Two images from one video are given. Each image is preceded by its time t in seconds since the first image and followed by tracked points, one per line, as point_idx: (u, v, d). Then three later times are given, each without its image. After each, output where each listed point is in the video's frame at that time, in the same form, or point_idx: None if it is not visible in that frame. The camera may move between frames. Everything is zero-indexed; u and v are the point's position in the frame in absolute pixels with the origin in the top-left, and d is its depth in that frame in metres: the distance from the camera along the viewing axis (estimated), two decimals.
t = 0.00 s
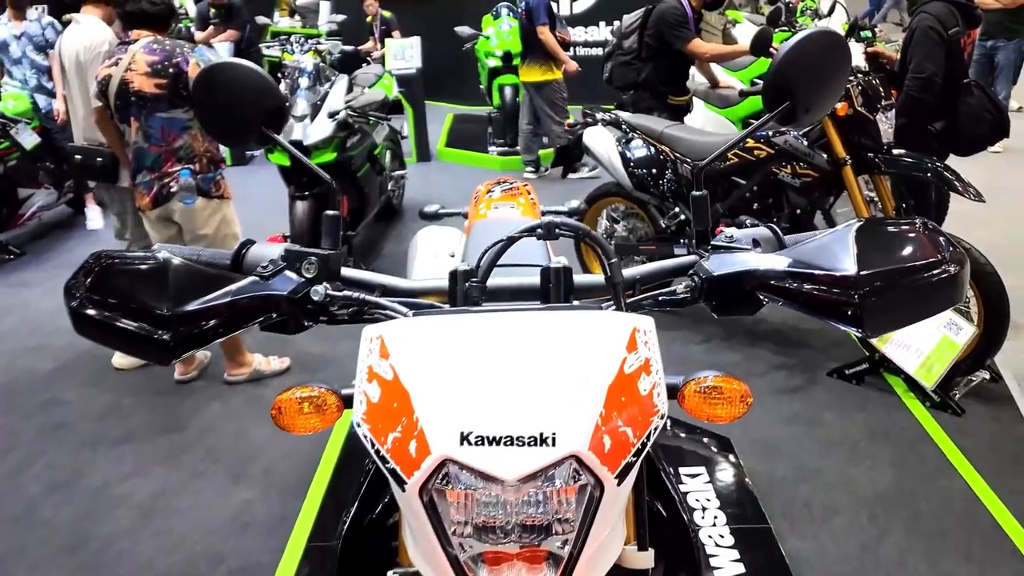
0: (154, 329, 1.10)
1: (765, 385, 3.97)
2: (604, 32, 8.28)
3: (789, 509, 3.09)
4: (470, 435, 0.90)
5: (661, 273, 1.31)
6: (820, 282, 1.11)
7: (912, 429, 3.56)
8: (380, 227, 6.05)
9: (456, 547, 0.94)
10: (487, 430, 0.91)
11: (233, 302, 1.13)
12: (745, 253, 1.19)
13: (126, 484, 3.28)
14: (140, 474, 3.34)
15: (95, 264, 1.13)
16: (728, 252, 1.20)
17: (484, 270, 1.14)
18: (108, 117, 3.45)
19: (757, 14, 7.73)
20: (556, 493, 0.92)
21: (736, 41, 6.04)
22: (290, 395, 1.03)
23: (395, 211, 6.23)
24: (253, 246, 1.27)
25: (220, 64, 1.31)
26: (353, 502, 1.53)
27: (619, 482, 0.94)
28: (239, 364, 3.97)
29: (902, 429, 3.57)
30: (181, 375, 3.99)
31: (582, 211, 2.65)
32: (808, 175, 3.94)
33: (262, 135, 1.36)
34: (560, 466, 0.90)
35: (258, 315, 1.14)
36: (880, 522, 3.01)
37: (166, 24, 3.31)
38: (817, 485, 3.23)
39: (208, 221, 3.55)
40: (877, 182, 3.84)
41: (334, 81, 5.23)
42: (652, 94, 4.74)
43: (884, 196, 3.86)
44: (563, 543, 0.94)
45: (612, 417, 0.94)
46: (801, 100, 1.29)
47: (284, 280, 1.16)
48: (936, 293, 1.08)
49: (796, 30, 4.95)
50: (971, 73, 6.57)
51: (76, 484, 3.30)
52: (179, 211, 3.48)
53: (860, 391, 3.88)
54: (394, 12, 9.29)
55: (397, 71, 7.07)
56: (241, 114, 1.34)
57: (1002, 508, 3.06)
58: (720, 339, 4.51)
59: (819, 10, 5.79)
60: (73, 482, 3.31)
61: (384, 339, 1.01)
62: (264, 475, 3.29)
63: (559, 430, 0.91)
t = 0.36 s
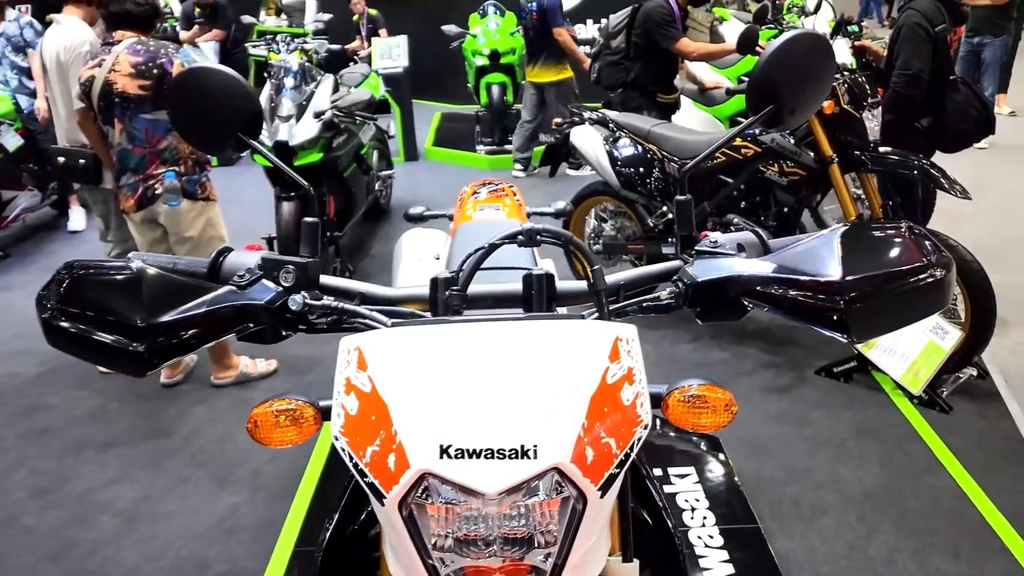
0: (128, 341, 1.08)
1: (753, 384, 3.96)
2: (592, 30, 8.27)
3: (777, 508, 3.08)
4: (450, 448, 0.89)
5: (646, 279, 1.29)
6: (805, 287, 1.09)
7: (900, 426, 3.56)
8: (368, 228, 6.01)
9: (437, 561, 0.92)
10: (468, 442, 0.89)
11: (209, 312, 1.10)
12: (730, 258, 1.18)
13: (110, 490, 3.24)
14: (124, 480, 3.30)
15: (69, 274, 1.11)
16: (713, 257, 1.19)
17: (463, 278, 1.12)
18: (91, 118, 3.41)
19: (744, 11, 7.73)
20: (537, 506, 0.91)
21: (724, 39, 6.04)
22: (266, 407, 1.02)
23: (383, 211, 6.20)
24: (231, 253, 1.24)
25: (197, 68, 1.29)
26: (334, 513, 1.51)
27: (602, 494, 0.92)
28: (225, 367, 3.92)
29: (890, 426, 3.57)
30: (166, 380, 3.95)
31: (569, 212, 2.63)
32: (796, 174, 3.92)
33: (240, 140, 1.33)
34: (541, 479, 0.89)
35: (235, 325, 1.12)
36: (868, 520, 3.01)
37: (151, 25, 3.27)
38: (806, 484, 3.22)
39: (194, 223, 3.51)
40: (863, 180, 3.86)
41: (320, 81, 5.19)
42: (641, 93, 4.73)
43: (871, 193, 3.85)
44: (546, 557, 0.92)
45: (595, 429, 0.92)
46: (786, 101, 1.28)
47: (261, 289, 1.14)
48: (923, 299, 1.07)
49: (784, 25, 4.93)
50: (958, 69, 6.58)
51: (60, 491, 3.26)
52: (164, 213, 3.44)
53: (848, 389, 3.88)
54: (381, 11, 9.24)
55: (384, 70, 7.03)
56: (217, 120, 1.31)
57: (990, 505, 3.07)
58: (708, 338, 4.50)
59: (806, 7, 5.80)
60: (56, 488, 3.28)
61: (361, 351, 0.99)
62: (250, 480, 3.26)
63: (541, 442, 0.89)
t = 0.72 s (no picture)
0: (113, 342, 1.06)
1: (744, 379, 3.96)
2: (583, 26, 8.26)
3: (769, 503, 3.08)
4: (437, 448, 0.88)
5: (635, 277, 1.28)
6: (795, 284, 1.09)
7: (891, 421, 3.56)
8: (359, 224, 5.99)
9: (424, 562, 0.91)
10: (454, 443, 0.88)
11: (194, 310, 1.09)
12: (720, 255, 1.16)
13: (98, 490, 3.22)
14: (113, 479, 3.28)
15: (51, 273, 1.09)
16: (704, 253, 1.18)
17: (451, 276, 1.11)
18: (79, 115, 3.38)
19: (736, 6, 7.74)
20: (525, 507, 0.90)
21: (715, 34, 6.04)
22: (251, 407, 1.00)
23: (374, 207, 6.18)
24: (215, 252, 1.23)
25: (181, 64, 1.27)
26: (321, 511, 1.50)
27: (590, 494, 0.91)
28: (215, 365, 3.91)
29: (880, 420, 3.57)
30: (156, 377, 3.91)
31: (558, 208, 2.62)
32: (787, 169, 3.91)
33: (224, 137, 1.32)
34: (529, 480, 0.88)
35: (219, 325, 1.10)
36: (859, 515, 3.01)
37: (141, 20, 3.24)
38: (797, 479, 3.22)
39: (183, 220, 3.49)
40: (855, 175, 3.85)
41: (310, 76, 5.17)
42: (634, 89, 4.71)
43: (862, 188, 3.83)
44: (534, 557, 0.91)
45: (583, 428, 0.91)
46: (776, 98, 1.27)
47: (246, 288, 1.12)
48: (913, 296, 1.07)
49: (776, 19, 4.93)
50: (949, 64, 6.59)
51: (47, 490, 3.24)
52: (153, 210, 3.42)
53: (839, 384, 3.88)
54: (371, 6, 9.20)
55: (374, 66, 7.00)
56: (202, 116, 1.30)
57: (980, 498, 3.07)
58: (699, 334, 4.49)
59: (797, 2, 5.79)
60: (43, 488, 3.25)
61: (346, 350, 0.97)
62: (240, 478, 3.24)
63: (528, 442, 0.88)
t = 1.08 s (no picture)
0: (106, 338, 1.05)
1: (740, 373, 3.96)
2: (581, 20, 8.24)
3: (764, 497, 3.09)
4: (431, 445, 0.87)
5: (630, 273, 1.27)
6: (791, 281, 1.08)
7: (886, 415, 3.57)
8: (356, 217, 5.98)
9: (418, 558, 0.90)
10: (449, 439, 0.87)
11: (187, 306, 1.09)
12: (717, 250, 1.16)
13: (94, 484, 3.22)
14: (109, 472, 3.28)
15: (43, 268, 1.08)
16: (700, 248, 1.17)
17: (446, 272, 1.10)
18: (74, 107, 3.36)
19: None
20: (520, 504, 0.89)
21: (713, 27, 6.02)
22: (244, 404, 1.00)
23: (371, 200, 6.16)
24: (209, 247, 1.22)
25: (175, 57, 1.26)
26: (315, 507, 1.50)
27: (585, 491, 0.91)
28: (212, 359, 3.91)
29: (876, 415, 3.57)
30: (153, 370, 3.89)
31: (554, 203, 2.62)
32: (785, 164, 3.91)
33: (217, 131, 1.31)
34: (523, 477, 0.88)
35: (213, 320, 1.10)
36: (854, 509, 3.02)
37: (136, 12, 3.23)
38: (793, 473, 3.22)
39: (179, 213, 3.48)
40: (852, 170, 3.86)
41: (307, 69, 5.14)
42: (633, 84, 4.70)
43: (859, 183, 3.86)
44: (528, 554, 0.91)
45: (578, 425, 0.91)
46: (773, 93, 1.26)
47: (239, 283, 1.12)
48: (909, 293, 1.07)
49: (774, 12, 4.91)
50: (947, 59, 6.58)
51: (43, 483, 3.23)
52: (148, 203, 3.41)
53: (835, 379, 3.88)
54: None
55: (371, 59, 6.98)
56: (196, 110, 1.29)
57: (975, 493, 3.08)
58: (696, 329, 4.49)
59: None
60: (40, 481, 3.25)
61: (341, 346, 0.96)
62: (236, 471, 3.24)
63: (523, 439, 0.88)
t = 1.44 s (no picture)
0: (108, 327, 1.05)
1: (741, 363, 3.96)
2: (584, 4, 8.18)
3: (763, 487, 3.10)
4: (436, 440, 0.87)
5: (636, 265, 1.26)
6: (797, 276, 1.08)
7: (885, 406, 3.57)
8: (357, 202, 5.96)
9: (421, 552, 0.90)
10: (454, 434, 0.87)
11: (190, 295, 1.08)
12: (724, 245, 1.15)
13: (95, 467, 3.23)
14: (110, 457, 3.28)
15: (45, 254, 1.08)
16: (707, 241, 1.16)
17: (450, 264, 1.09)
18: (74, 88, 3.34)
19: None
20: (525, 499, 0.89)
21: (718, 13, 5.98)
22: (247, 396, 0.99)
23: (372, 184, 6.14)
24: (212, 235, 1.22)
25: (178, 42, 1.25)
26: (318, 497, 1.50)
27: (589, 486, 0.91)
28: (211, 343, 3.92)
29: (875, 406, 3.58)
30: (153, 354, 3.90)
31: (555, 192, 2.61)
32: (789, 153, 3.90)
33: (220, 117, 1.30)
34: (528, 472, 0.87)
35: (217, 309, 1.09)
36: (853, 500, 3.03)
37: None
38: (792, 463, 3.23)
39: (181, 196, 3.47)
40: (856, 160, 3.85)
41: (309, 51, 5.08)
42: (637, 70, 4.68)
43: (862, 172, 3.88)
44: (531, 549, 0.91)
45: (583, 421, 0.91)
46: (781, 86, 1.25)
47: (243, 273, 1.11)
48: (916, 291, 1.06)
49: None
50: (954, 47, 6.52)
51: (44, 467, 3.24)
52: (150, 185, 3.39)
53: (835, 369, 3.88)
54: None
55: (373, 41, 6.93)
56: (199, 96, 1.28)
57: (974, 485, 3.09)
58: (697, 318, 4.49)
59: None
60: (41, 464, 3.25)
61: (344, 339, 0.96)
62: (237, 456, 3.25)
63: (528, 434, 0.87)
